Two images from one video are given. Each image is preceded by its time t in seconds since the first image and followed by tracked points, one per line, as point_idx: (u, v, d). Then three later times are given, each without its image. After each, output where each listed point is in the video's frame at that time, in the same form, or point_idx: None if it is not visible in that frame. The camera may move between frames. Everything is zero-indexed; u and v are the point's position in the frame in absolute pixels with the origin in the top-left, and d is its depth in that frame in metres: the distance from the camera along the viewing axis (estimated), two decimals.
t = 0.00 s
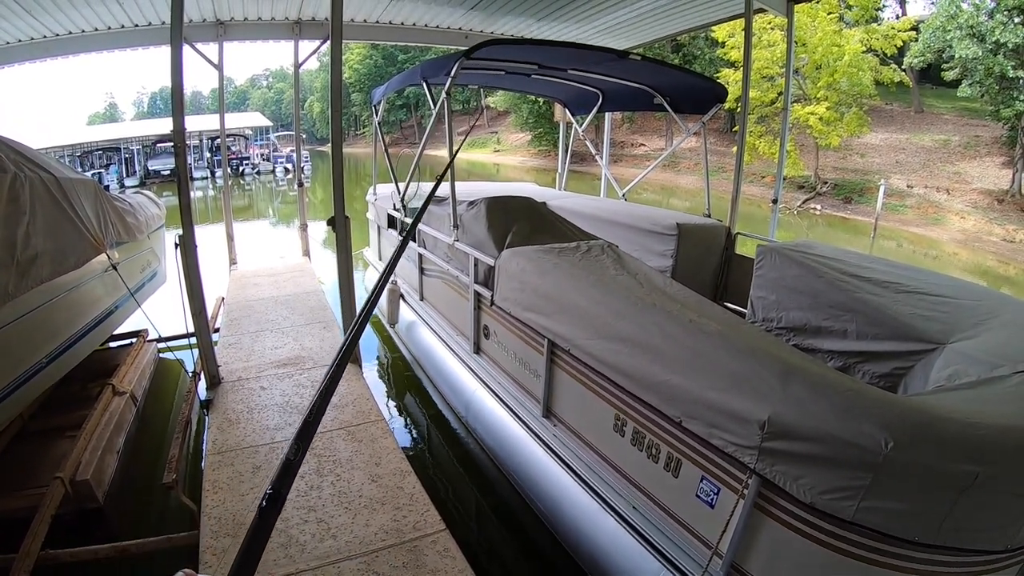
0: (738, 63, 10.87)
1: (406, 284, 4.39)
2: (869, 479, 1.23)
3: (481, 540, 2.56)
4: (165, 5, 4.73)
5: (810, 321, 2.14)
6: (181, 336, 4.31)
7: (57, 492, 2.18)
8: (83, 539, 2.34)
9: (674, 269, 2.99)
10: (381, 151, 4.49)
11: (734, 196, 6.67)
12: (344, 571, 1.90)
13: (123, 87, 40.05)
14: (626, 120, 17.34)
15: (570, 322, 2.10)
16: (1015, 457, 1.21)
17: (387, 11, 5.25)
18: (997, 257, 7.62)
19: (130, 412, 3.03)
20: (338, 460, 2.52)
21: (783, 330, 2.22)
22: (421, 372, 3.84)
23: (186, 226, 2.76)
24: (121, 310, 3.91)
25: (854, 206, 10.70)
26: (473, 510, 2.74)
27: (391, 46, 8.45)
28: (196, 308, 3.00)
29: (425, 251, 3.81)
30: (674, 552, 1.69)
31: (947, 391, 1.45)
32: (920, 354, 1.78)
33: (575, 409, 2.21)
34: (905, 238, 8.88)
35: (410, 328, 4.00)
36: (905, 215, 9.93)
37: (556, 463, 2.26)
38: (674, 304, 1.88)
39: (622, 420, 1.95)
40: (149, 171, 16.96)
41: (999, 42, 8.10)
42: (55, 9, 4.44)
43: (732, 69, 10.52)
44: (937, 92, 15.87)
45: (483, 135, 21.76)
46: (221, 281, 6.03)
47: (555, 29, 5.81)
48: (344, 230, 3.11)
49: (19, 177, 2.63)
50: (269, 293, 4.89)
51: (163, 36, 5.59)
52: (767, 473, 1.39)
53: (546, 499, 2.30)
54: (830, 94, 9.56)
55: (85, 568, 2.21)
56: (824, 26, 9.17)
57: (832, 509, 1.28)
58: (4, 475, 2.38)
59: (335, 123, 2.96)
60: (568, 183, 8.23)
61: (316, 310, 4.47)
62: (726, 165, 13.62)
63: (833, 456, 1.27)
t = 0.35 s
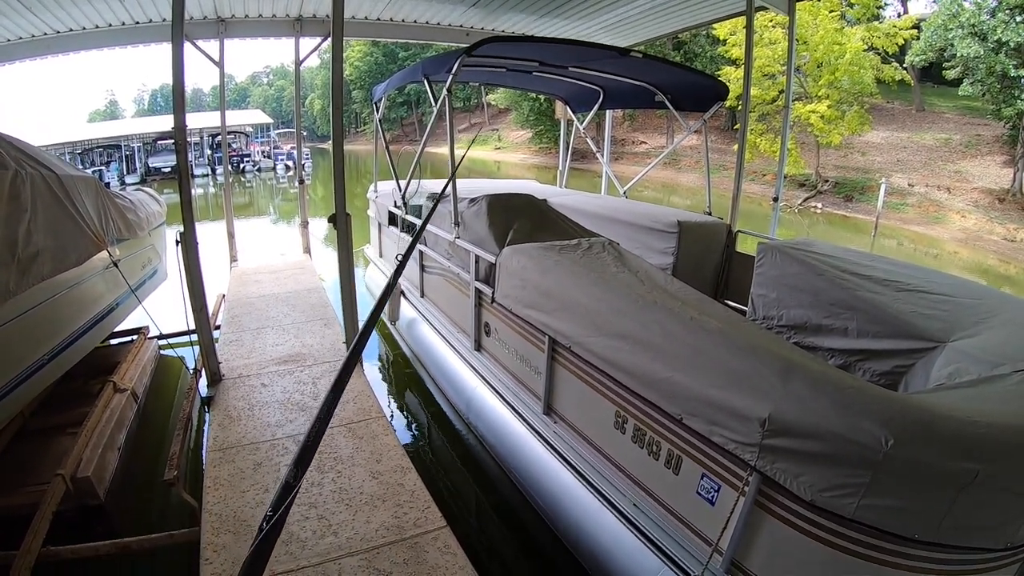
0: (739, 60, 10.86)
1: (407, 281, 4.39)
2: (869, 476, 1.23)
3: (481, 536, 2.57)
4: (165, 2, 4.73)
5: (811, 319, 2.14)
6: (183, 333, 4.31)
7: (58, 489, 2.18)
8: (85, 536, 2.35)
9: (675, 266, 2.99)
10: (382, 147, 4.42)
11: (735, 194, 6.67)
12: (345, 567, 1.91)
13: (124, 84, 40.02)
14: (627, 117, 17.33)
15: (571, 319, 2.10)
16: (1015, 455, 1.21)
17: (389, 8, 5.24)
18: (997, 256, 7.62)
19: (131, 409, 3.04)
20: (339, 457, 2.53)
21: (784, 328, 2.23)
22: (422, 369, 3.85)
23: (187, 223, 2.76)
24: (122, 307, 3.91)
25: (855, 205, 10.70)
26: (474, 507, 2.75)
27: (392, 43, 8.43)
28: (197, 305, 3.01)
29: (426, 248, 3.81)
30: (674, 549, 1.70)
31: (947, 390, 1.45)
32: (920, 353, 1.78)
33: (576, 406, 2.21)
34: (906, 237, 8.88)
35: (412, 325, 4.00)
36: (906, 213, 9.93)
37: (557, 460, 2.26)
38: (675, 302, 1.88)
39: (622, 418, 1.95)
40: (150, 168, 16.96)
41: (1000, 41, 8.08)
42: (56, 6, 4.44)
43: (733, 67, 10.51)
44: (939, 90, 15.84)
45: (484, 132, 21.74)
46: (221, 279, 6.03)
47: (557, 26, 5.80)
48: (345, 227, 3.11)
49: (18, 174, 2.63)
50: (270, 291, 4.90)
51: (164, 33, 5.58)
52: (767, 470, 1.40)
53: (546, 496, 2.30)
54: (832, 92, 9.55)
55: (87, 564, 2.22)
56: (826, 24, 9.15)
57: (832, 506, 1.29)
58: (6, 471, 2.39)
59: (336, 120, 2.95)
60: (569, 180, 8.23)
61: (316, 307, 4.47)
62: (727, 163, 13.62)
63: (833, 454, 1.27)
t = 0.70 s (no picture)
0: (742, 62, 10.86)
1: (410, 282, 4.39)
2: (872, 478, 1.23)
3: (483, 537, 2.57)
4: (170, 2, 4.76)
5: (814, 321, 2.14)
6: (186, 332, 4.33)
7: (60, 488, 2.19)
8: (87, 534, 2.36)
9: (678, 268, 2.99)
10: (386, 149, 4.43)
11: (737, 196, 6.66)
12: (347, 567, 1.92)
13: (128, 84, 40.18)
14: (629, 119, 17.34)
15: (574, 321, 2.11)
16: (1018, 458, 1.21)
17: (392, 9, 5.26)
18: (1000, 258, 7.60)
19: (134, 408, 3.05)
20: (342, 457, 2.53)
21: (786, 330, 2.23)
22: (424, 370, 3.85)
23: (190, 222, 2.77)
24: (125, 307, 3.93)
25: (858, 207, 10.68)
26: (475, 508, 2.75)
27: (395, 44, 8.46)
28: (200, 304, 3.02)
29: (429, 249, 3.82)
30: (676, 551, 1.70)
31: (949, 392, 1.45)
32: (922, 355, 1.78)
33: (578, 408, 2.22)
34: (908, 239, 8.87)
35: (414, 326, 4.01)
36: (909, 215, 9.91)
37: (559, 462, 2.26)
38: (678, 304, 1.89)
39: (625, 419, 1.95)
40: (154, 168, 17.00)
41: (1003, 44, 8.05)
42: (61, 6, 4.47)
43: (736, 68, 10.50)
44: (942, 93, 15.83)
45: (486, 133, 21.77)
46: (224, 279, 6.05)
47: (560, 27, 5.82)
48: (348, 228, 3.12)
49: (22, 174, 2.65)
50: (272, 291, 4.91)
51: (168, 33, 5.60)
52: (770, 472, 1.40)
53: (548, 498, 2.31)
54: (835, 94, 9.53)
55: (89, 562, 2.22)
56: (829, 26, 9.15)
57: (834, 508, 1.29)
58: (9, 470, 2.40)
59: (340, 120, 2.96)
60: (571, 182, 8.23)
61: (319, 307, 4.48)
62: (730, 164, 13.62)
63: (835, 456, 1.27)
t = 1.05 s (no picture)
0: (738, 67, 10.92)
1: (408, 288, 4.38)
2: (871, 483, 1.22)
3: (481, 544, 2.55)
4: (168, 8, 4.76)
5: (812, 326, 2.13)
6: (183, 338, 4.32)
7: (58, 494, 2.17)
8: (84, 540, 2.34)
9: (676, 273, 2.99)
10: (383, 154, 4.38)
11: (734, 201, 6.67)
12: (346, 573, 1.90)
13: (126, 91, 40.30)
14: (626, 124, 17.41)
15: (572, 326, 2.10)
16: (1017, 461, 1.21)
17: (390, 15, 5.28)
18: (997, 261, 7.61)
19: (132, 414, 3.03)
20: (340, 463, 2.52)
21: (784, 334, 2.22)
22: (422, 377, 3.84)
23: (188, 228, 2.76)
24: (123, 312, 3.91)
25: (855, 211, 10.71)
26: (474, 514, 2.73)
27: (393, 49, 8.48)
28: (197, 311, 3.00)
29: (427, 254, 3.81)
30: (676, 557, 1.68)
31: (947, 395, 1.45)
32: (921, 359, 1.78)
33: (577, 413, 2.20)
34: (906, 243, 8.89)
35: (412, 332, 4.00)
36: (906, 219, 9.92)
37: (557, 467, 2.25)
38: (676, 309, 1.88)
39: (623, 424, 1.94)
40: (152, 174, 17.05)
41: (999, 47, 8.07)
42: (60, 11, 4.48)
43: (732, 73, 10.55)
44: (937, 97, 15.91)
45: (484, 139, 21.83)
46: (222, 285, 6.03)
47: (557, 33, 5.84)
48: (347, 233, 3.11)
49: (21, 178, 2.65)
50: (270, 297, 4.90)
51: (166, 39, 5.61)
52: (769, 477, 1.39)
53: (547, 504, 2.29)
54: (831, 99, 9.57)
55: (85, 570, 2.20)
56: (825, 31, 9.20)
57: (834, 513, 1.28)
58: (5, 476, 2.38)
59: (337, 125, 2.96)
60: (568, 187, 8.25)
61: (316, 313, 4.47)
62: (727, 169, 13.66)
63: (834, 460, 1.26)
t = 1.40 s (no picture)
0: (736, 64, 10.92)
1: (405, 285, 4.38)
2: (871, 480, 1.23)
3: (479, 540, 2.56)
4: (164, 6, 4.73)
5: (810, 322, 2.13)
6: (180, 337, 4.31)
7: (56, 493, 2.16)
8: (81, 540, 2.34)
9: (674, 270, 2.99)
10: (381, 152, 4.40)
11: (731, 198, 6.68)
12: (344, 572, 1.90)
13: (122, 88, 40.11)
14: (624, 121, 17.39)
15: (570, 324, 2.10)
16: (1015, 458, 1.21)
17: (387, 12, 5.26)
18: (995, 258, 7.64)
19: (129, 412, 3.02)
20: (337, 462, 2.52)
21: (782, 331, 2.22)
22: (420, 374, 3.84)
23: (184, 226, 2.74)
24: (120, 311, 3.90)
25: (852, 208, 10.74)
26: (472, 512, 2.73)
27: (389, 46, 8.45)
28: (194, 310, 2.99)
29: (424, 251, 3.80)
30: (675, 554, 1.69)
31: (946, 392, 1.45)
32: (919, 355, 1.78)
33: (575, 410, 2.21)
34: (903, 239, 8.91)
35: (409, 329, 3.99)
36: (903, 216, 9.94)
37: (556, 465, 2.25)
38: (674, 306, 1.88)
39: (622, 422, 1.94)
40: (149, 172, 17.02)
41: (997, 44, 8.11)
42: (56, 9, 4.45)
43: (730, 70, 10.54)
44: (935, 93, 15.93)
45: (481, 136, 21.78)
46: (219, 283, 6.01)
47: (555, 30, 5.83)
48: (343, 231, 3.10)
49: (16, 176, 2.62)
50: (267, 295, 4.88)
51: (162, 37, 5.58)
52: (768, 474, 1.39)
53: (545, 501, 2.29)
54: (829, 96, 9.58)
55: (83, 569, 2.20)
56: (823, 28, 9.20)
57: (833, 509, 1.28)
58: (3, 475, 2.37)
59: (334, 122, 2.95)
60: (566, 184, 8.23)
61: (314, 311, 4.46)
62: (724, 166, 13.67)
63: (834, 457, 1.27)
